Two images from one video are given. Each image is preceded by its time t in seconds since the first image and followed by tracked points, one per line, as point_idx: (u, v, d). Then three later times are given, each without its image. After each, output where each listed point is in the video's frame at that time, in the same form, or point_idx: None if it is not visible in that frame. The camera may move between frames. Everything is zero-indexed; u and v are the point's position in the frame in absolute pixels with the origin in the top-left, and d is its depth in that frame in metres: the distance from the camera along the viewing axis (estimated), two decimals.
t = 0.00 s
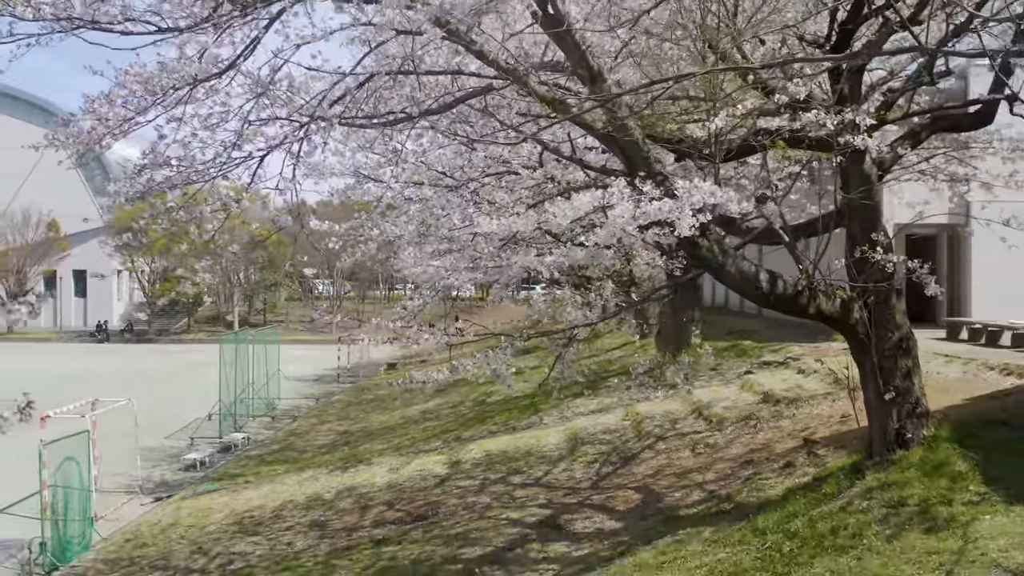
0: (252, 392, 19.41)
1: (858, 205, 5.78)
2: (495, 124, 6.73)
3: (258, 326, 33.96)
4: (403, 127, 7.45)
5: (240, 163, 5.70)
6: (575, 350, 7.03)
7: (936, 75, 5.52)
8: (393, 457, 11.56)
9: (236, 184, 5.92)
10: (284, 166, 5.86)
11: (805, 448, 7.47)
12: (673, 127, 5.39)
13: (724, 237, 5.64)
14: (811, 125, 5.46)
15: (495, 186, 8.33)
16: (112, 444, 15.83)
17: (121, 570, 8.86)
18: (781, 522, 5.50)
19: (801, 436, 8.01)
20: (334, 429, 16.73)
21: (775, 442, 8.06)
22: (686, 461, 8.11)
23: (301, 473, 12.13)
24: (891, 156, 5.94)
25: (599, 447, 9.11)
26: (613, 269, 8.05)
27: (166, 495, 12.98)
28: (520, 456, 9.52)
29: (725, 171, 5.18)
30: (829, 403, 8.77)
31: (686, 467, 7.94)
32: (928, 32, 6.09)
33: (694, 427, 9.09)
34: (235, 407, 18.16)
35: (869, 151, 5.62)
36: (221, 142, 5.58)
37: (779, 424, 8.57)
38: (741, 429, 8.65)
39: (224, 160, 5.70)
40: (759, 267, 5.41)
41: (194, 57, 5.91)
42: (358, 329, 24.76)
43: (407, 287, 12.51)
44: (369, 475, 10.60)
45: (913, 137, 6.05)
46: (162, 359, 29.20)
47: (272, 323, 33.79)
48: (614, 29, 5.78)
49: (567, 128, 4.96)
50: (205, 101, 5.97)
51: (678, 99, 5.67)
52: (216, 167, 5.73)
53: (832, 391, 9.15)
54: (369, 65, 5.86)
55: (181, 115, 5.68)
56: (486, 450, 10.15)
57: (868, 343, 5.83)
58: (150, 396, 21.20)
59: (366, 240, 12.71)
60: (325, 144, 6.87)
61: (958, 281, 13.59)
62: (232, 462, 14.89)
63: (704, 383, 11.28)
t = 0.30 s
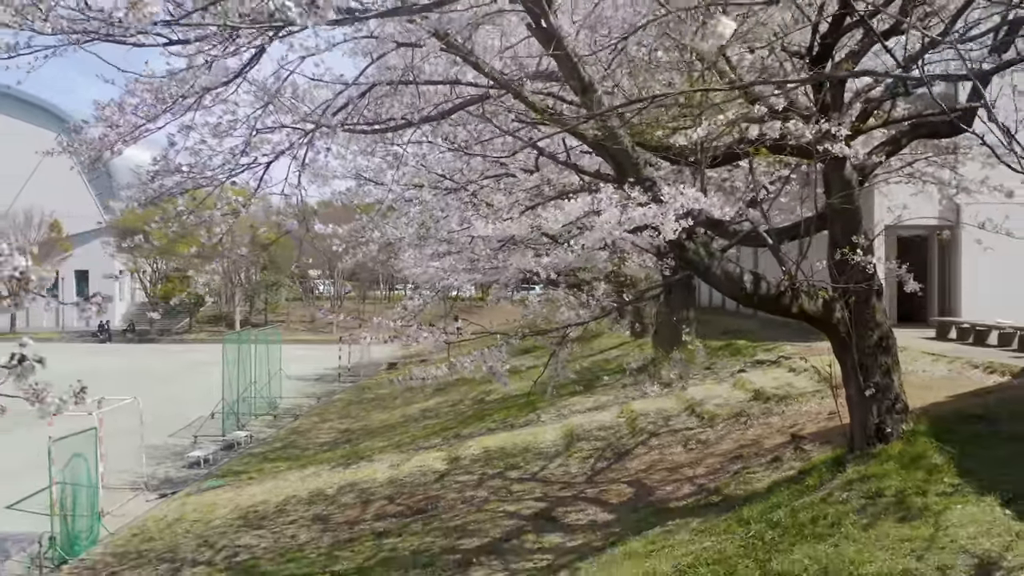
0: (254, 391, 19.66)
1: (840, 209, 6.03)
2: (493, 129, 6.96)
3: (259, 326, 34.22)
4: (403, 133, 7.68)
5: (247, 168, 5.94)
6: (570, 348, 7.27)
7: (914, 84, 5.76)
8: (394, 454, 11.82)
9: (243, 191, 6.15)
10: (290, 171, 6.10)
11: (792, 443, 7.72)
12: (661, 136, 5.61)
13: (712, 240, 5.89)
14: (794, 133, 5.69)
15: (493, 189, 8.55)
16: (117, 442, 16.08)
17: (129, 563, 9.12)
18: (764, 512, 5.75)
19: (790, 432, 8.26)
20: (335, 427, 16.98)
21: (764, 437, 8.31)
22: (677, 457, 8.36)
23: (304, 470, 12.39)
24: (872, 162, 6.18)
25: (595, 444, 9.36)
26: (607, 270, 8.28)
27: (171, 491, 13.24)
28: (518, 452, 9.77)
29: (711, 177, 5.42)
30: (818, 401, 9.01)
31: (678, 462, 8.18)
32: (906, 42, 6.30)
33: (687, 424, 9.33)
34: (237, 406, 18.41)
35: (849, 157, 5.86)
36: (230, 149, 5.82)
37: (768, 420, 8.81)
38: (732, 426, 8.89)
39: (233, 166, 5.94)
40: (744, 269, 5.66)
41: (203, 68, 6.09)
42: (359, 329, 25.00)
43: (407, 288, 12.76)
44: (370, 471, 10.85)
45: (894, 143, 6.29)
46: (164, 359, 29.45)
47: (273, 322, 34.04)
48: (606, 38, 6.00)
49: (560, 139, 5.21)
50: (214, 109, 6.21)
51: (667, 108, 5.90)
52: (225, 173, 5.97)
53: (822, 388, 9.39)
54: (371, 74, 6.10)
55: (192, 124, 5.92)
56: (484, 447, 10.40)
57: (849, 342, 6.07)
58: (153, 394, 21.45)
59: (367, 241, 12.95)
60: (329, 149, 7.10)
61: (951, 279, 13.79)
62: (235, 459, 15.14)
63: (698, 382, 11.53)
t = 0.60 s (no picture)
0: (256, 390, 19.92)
1: (823, 214, 6.27)
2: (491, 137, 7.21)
3: (261, 326, 34.49)
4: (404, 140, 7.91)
5: (255, 174, 6.18)
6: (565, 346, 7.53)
7: (892, 93, 6.01)
8: (394, 451, 12.10)
9: (249, 196, 6.40)
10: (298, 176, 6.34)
11: (780, 439, 7.97)
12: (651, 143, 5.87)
13: (699, 242, 6.14)
14: (778, 141, 5.95)
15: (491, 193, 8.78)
16: (123, 439, 16.35)
17: (137, 555, 9.41)
18: (749, 503, 6.01)
19: (778, 427, 8.52)
20: (337, 425, 17.25)
21: (753, 433, 8.57)
22: (669, 452, 8.63)
23: (306, 466, 12.66)
24: (854, 167, 6.43)
25: (590, 440, 9.62)
26: (602, 270, 8.53)
27: (176, 488, 13.50)
28: (515, 448, 10.03)
29: (697, 183, 5.67)
30: (806, 398, 9.27)
31: (670, 457, 8.45)
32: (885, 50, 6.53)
33: (680, 420, 9.60)
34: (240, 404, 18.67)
35: (831, 163, 6.12)
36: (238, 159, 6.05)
37: (758, 417, 9.07)
38: (723, 422, 9.15)
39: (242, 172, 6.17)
40: (729, 271, 5.92)
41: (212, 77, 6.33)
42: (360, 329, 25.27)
43: (407, 288, 13.01)
44: (371, 467, 11.13)
45: (876, 149, 6.53)
46: (167, 358, 29.74)
47: (275, 322, 34.33)
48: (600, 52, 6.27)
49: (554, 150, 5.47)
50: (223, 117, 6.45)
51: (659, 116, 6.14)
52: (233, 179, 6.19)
53: (811, 386, 9.64)
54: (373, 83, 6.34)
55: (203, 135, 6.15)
56: (483, 443, 10.67)
57: (831, 340, 6.32)
58: (157, 393, 21.72)
59: (368, 243, 13.21)
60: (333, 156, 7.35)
61: (941, 278, 14.01)
62: (238, 457, 15.40)
63: (692, 380, 11.78)
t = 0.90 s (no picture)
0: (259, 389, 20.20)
1: (806, 218, 6.54)
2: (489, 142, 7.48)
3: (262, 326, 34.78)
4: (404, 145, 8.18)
5: (262, 179, 6.44)
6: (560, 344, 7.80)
7: (872, 103, 6.28)
8: (395, 448, 12.38)
9: (256, 199, 6.66)
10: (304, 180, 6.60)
11: (768, 434, 8.24)
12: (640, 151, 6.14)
13: (687, 244, 6.41)
14: (762, 149, 6.22)
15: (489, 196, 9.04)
16: (128, 437, 16.61)
17: (145, 548, 9.69)
18: (735, 494, 6.29)
19: (767, 423, 8.80)
20: (338, 423, 17.54)
21: (743, 428, 8.85)
22: (662, 447, 8.90)
23: (309, 463, 12.94)
24: (836, 173, 6.70)
25: (585, 436, 9.90)
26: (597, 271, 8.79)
27: (181, 484, 13.78)
28: (512, 444, 10.31)
29: (684, 189, 5.93)
30: (796, 395, 9.55)
31: (662, 452, 8.73)
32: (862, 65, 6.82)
33: (673, 417, 9.87)
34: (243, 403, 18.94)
35: (813, 170, 6.39)
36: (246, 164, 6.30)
37: (749, 413, 9.34)
38: (714, 418, 9.43)
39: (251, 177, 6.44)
40: (715, 272, 6.21)
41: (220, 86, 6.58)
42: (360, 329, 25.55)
43: (407, 288, 13.28)
44: (372, 463, 11.41)
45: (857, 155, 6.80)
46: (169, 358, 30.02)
47: (276, 322, 34.60)
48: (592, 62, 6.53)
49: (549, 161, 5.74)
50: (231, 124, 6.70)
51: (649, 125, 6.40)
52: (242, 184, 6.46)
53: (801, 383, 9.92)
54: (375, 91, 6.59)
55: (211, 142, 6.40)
56: (481, 439, 10.95)
57: (814, 338, 6.60)
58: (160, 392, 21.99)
59: (368, 244, 13.47)
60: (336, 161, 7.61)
61: (932, 276, 14.28)
62: (242, 454, 15.68)
63: (686, 379, 12.05)
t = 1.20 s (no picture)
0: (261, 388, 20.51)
1: (789, 221, 6.83)
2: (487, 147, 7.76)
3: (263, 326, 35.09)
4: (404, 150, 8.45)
5: (270, 184, 6.72)
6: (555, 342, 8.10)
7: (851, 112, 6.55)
8: (396, 444, 12.69)
9: (263, 203, 6.95)
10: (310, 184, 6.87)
11: (755, 428, 8.55)
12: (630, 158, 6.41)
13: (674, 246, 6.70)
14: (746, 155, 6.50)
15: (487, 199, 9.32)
16: (134, 434, 16.91)
17: (154, 540, 10.00)
18: (720, 484, 6.59)
19: (756, 418, 9.10)
20: (340, 421, 17.84)
21: (732, 423, 9.15)
22: (654, 442, 9.20)
23: (311, 459, 13.24)
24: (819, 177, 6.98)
25: (580, 432, 10.20)
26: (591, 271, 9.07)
27: (187, 480, 14.08)
28: (510, 440, 10.61)
29: (672, 194, 6.21)
30: (784, 391, 9.85)
31: (654, 446, 9.02)
32: (841, 74, 7.12)
33: (666, 413, 10.17)
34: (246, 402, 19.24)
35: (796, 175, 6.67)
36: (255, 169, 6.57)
37: (738, 409, 9.64)
38: (705, 414, 9.73)
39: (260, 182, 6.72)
40: (702, 273, 6.51)
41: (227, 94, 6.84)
42: (361, 329, 25.85)
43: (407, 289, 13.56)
44: (374, 459, 11.71)
45: (839, 160, 7.08)
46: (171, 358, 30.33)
47: (277, 322, 34.90)
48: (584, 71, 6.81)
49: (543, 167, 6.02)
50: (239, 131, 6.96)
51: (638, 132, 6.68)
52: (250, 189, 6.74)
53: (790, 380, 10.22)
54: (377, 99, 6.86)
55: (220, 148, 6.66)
56: (480, 435, 11.24)
57: (797, 336, 6.88)
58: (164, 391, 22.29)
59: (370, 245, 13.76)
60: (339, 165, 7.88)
61: (922, 276, 14.56)
62: (245, 451, 15.98)
63: (680, 377, 12.34)
